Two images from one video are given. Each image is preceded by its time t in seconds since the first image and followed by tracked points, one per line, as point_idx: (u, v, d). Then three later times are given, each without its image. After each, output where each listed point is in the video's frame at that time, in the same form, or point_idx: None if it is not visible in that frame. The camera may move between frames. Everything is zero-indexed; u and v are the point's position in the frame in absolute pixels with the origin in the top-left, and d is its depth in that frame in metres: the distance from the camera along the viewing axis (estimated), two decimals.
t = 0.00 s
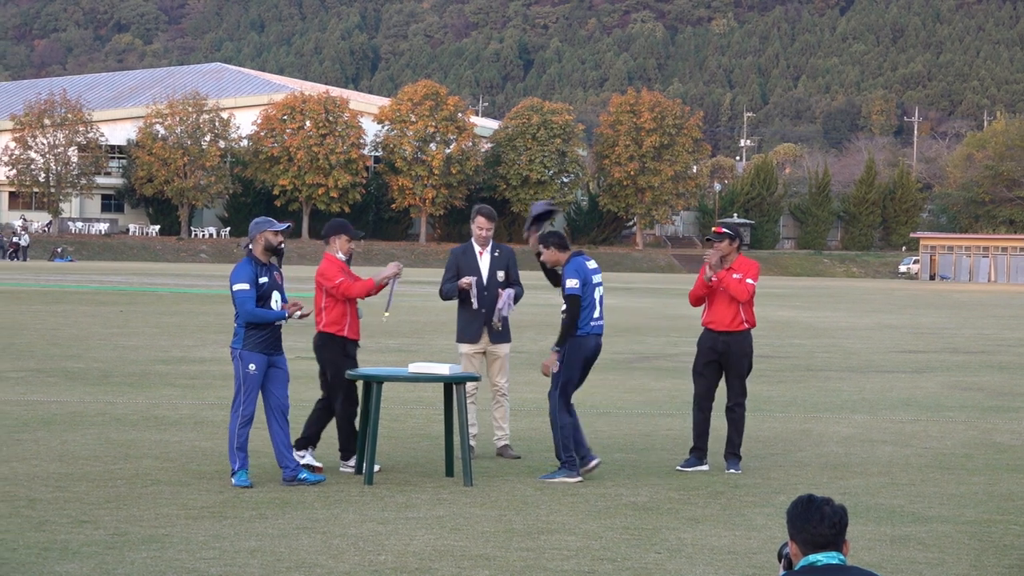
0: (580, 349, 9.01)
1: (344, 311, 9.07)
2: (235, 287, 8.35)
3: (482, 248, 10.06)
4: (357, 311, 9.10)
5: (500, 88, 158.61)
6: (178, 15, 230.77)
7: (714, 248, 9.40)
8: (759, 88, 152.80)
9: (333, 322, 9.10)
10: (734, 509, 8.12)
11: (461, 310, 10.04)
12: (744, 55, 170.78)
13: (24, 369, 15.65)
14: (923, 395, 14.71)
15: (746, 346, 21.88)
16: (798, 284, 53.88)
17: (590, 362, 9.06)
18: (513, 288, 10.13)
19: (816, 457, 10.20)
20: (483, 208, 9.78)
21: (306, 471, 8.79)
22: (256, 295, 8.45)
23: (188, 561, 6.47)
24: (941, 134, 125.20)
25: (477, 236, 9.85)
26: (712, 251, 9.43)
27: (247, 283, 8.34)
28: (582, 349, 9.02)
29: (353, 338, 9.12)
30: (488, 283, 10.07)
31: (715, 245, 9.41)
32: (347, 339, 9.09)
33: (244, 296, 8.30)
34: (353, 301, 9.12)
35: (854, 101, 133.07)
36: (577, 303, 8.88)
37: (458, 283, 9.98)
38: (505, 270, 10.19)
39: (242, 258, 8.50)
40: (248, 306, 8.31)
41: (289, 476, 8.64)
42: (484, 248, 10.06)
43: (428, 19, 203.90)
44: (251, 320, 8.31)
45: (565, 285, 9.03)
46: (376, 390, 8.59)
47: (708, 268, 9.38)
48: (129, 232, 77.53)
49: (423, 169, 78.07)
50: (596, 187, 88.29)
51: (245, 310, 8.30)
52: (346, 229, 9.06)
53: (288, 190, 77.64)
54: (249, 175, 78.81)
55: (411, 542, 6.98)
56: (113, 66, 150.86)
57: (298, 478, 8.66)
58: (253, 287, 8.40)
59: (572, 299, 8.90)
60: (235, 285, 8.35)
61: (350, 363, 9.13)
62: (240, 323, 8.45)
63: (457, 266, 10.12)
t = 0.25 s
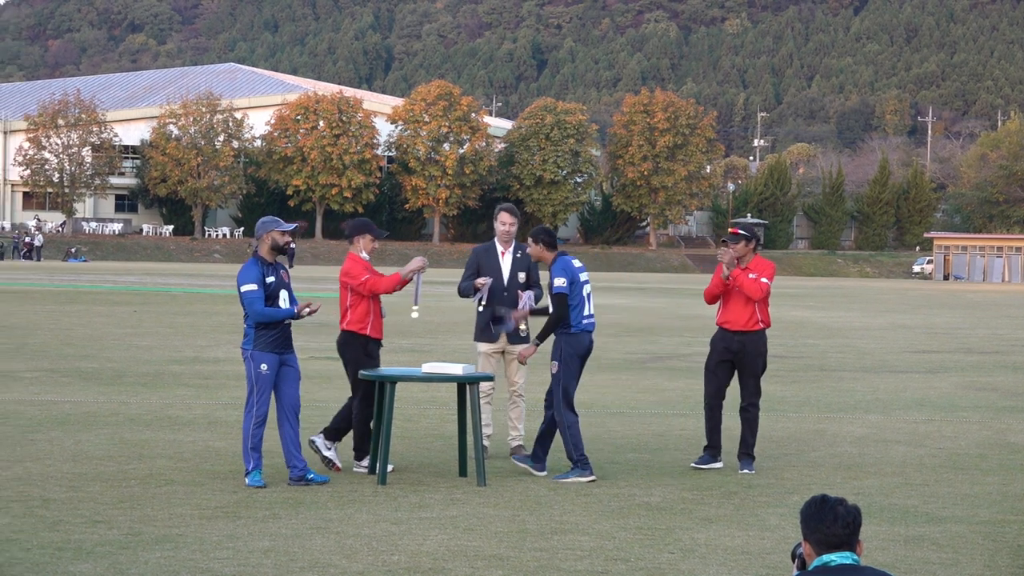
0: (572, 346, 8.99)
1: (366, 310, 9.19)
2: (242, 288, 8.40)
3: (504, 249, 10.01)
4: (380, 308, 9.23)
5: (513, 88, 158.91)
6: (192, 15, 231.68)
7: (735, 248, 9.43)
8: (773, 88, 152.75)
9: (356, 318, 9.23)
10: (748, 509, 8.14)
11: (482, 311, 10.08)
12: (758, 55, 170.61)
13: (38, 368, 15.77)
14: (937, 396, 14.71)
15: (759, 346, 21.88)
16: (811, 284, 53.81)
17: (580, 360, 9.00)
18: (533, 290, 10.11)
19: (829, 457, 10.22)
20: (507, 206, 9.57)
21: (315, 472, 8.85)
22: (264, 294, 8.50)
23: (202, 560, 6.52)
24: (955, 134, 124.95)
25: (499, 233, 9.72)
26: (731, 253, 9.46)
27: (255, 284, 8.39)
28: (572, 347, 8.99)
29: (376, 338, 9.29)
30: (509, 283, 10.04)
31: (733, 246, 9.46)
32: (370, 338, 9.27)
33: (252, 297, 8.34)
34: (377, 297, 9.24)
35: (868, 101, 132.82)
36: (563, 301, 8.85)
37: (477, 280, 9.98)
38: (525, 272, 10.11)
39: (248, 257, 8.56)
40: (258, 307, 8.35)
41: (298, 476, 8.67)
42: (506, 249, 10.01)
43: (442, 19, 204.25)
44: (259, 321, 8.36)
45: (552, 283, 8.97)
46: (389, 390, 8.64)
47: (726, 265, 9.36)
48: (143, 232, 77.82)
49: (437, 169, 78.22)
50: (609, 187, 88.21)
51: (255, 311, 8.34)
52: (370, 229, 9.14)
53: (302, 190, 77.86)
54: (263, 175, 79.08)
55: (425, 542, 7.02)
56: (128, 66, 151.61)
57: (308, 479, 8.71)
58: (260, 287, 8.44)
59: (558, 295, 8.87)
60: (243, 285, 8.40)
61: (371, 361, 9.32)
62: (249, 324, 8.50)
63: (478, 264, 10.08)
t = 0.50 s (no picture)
0: (563, 344, 9.27)
1: (381, 308, 9.21)
2: (248, 287, 8.41)
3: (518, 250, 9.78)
4: (393, 304, 9.23)
5: (519, 87, 158.68)
6: (198, 15, 231.82)
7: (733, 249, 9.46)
8: (778, 88, 152.37)
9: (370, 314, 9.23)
10: (754, 508, 8.13)
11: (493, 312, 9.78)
12: (763, 54, 170.36)
13: (44, 369, 15.76)
14: (943, 396, 14.65)
15: (765, 346, 21.80)
16: (816, 284, 53.64)
17: (569, 357, 9.28)
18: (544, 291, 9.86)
19: (834, 458, 10.20)
20: (520, 205, 9.59)
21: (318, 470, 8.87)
22: (270, 293, 8.49)
23: (207, 560, 6.52)
24: (961, 134, 124.56)
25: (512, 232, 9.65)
26: (729, 253, 9.50)
27: (261, 283, 8.38)
28: (563, 345, 9.28)
29: (387, 334, 9.28)
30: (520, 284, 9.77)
31: (732, 246, 9.47)
32: (381, 334, 9.26)
33: (259, 296, 8.36)
34: (389, 291, 9.23)
35: (874, 100, 132.53)
36: (559, 299, 9.03)
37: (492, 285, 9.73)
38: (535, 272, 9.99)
39: (254, 257, 8.57)
40: (264, 306, 8.36)
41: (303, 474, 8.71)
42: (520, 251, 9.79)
43: (447, 19, 204.13)
44: (266, 319, 8.37)
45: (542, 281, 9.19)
46: (394, 390, 8.63)
47: (727, 264, 9.47)
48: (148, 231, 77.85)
49: (443, 169, 78.25)
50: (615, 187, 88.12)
51: (261, 309, 8.36)
52: (380, 226, 9.17)
53: (307, 190, 77.91)
54: (268, 175, 79.16)
55: (429, 542, 7.02)
56: (134, 66, 151.66)
57: (313, 477, 8.73)
58: (267, 285, 8.44)
59: (550, 294, 9.06)
60: (249, 284, 8.41)
61: (380, 359, 9.32)
62: (256, 323, 8.51)
63: (491, 267, 9.85)
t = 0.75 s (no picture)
0: (558, 342, 9.27)
1: (392, 308, 9.24)
2: (254, 286, 8.42)
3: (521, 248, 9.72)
4: (401, 303, 9.25)
5: (519, 87, 158.64)
6: (198, 15, 231.79)
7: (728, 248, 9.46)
8: (779, 88, 152.29)
9: (380, 314, 9.27)
10: (753, 508, 8.14)
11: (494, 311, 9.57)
12: (764, 54, 170.34)
13: (44, 368, 15.73)
14: (943, 396, 14.65)
15: (765, 346, 21.77)
16: (817, 283, 53.57)
17: (564, 354, 9.28)
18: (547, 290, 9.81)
19: (835, 457, 10.19)
20: (522, 205, 9.49)
21: (316, 471, 8.91)
22: (277, 292, 8.52)
23: (208, 560, 6.52)
24: (961, 134, 124.48)
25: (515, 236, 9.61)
26: (724, 253, 9.52)
27: (266, 281, 8.41)
28: (558, 342, 9.28)
29: (393, 333, 9.29)
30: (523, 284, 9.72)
31: (726, 244, 9.47)
32: (388, 333, 9.27)
33: (264, 295, 8.36)
34: (398, 287, 9.25)
35: (874, 101, 132.55)
36: (549, 297, 9.07)
37: (497, 285, 9.52)
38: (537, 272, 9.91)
39: (262, 256, 8.58)
40: (269, 304, 8.36)
41: (300, 474, 8.77)
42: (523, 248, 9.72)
43: (447, 18, 204.09)
44: (271, 318, 8.37)
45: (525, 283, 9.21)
46: (395, 390, 8.64)
47: (720, 261, 9.50)
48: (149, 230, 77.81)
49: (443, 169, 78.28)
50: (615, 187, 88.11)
51: (267, 308, 8.37)
52: (389, 226, 9.20)
53: (308, 190, 77.94)
54: (269, 174, 79.22)
55: (430, 542, 7.03)
56: (134, 65, 151.68)
57: (309, 477, 8.79)
58: (273, 285, 8.46)
59: (539, 293, 9.09)
60: (255, 283, 8.42)
61: (385, 358, 9.30)
62: (263, 322, 8.51)
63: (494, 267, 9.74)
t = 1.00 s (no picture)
0: (549, 342, 9.21)
1: (400, 307, 9.24)
2: (266, 282, 8.45)
3: (520, 248, 9.72)
4: (410, 304, 9.25)
5: (519, 87, 158.58)
6: (197, 14, 231.57)
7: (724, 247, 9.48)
8: (779, 87, 152.27)
9: (388, 314, 9.27)
10: (753, 508, 8.13)
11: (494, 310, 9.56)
12: (764, 54, 170.21)
13: (43, 367, 15.69)
14: (942, 396, 14.60)
15: (765, 346, 21.71)
16: (817, 283, 53.42)
17: (557, 353, 9.23)
18: (546, 288, 9.80)
19: (835, 457, 10.17)
20: (521, 208, 9.48)
21: (317, 470, 8.91)
22: (288, 290, 8.52)
23: (208, 559, 6.53)
24: (961, 134, 124.39)
25: (515, 237, 9.57)
26: (720, 252, 9.55)
27: (278, 278, 8.43)
28: (550, 341, 9.22)
29: (399, 332, 9.29)
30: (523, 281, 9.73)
31: (720, 243, 9.51)
32: (393, 332, 9.27)
33: (275, 292, 8.38)
34: (406, 286, 9.24)
35: (874, 100, 132.43)
36: (535, 299, 9.04)
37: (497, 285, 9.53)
38: (539, 271, 9.85)
39: (275, 256, 8.59)
40: (280, 300, 8.39)
41: (301, 473, 8.76)
42: (522, 248, 9.72)
43: (447, 18, 203.93)
44: (282, 314, 8.40)
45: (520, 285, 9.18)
46: (397, 389, 8.63)
47: (715, 260, 9.52)
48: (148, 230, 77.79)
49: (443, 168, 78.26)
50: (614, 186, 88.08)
51: (278, 304, 8.39)
52: (401, 226, 9.18)
53: (308, 189, 77.91)
54: (269, 174, 79.24)
55: (430, 541, 7.03)
56: (134, 64, 151.62)
57: (309, 476, 8.78)
58: (285, 282, 8.47)
59: (533, 296, 9.08)
60: (267, 280, 8.44)
61: (391, 357, 9.31)
62: (274, 319, 8.52)
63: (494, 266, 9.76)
